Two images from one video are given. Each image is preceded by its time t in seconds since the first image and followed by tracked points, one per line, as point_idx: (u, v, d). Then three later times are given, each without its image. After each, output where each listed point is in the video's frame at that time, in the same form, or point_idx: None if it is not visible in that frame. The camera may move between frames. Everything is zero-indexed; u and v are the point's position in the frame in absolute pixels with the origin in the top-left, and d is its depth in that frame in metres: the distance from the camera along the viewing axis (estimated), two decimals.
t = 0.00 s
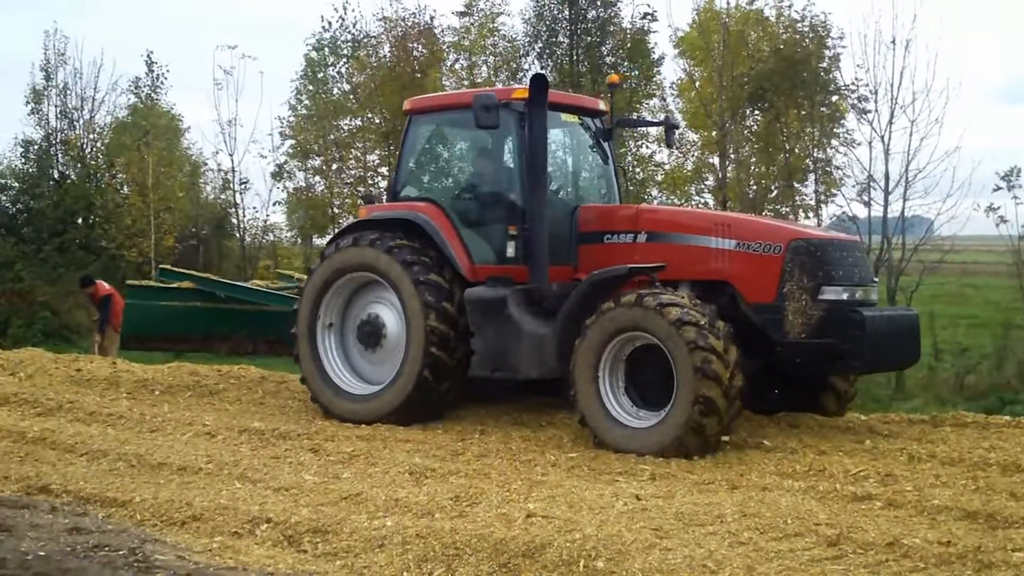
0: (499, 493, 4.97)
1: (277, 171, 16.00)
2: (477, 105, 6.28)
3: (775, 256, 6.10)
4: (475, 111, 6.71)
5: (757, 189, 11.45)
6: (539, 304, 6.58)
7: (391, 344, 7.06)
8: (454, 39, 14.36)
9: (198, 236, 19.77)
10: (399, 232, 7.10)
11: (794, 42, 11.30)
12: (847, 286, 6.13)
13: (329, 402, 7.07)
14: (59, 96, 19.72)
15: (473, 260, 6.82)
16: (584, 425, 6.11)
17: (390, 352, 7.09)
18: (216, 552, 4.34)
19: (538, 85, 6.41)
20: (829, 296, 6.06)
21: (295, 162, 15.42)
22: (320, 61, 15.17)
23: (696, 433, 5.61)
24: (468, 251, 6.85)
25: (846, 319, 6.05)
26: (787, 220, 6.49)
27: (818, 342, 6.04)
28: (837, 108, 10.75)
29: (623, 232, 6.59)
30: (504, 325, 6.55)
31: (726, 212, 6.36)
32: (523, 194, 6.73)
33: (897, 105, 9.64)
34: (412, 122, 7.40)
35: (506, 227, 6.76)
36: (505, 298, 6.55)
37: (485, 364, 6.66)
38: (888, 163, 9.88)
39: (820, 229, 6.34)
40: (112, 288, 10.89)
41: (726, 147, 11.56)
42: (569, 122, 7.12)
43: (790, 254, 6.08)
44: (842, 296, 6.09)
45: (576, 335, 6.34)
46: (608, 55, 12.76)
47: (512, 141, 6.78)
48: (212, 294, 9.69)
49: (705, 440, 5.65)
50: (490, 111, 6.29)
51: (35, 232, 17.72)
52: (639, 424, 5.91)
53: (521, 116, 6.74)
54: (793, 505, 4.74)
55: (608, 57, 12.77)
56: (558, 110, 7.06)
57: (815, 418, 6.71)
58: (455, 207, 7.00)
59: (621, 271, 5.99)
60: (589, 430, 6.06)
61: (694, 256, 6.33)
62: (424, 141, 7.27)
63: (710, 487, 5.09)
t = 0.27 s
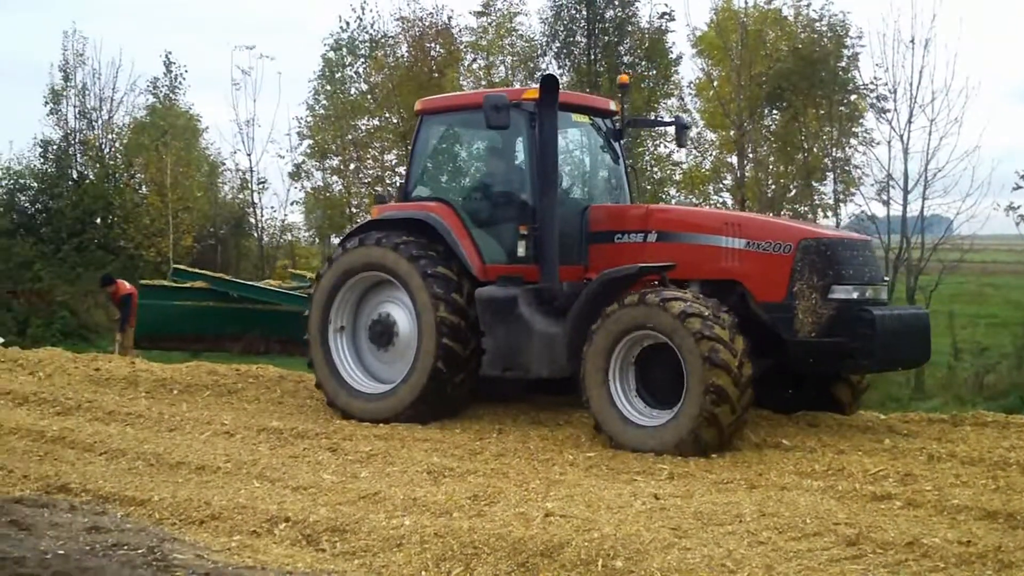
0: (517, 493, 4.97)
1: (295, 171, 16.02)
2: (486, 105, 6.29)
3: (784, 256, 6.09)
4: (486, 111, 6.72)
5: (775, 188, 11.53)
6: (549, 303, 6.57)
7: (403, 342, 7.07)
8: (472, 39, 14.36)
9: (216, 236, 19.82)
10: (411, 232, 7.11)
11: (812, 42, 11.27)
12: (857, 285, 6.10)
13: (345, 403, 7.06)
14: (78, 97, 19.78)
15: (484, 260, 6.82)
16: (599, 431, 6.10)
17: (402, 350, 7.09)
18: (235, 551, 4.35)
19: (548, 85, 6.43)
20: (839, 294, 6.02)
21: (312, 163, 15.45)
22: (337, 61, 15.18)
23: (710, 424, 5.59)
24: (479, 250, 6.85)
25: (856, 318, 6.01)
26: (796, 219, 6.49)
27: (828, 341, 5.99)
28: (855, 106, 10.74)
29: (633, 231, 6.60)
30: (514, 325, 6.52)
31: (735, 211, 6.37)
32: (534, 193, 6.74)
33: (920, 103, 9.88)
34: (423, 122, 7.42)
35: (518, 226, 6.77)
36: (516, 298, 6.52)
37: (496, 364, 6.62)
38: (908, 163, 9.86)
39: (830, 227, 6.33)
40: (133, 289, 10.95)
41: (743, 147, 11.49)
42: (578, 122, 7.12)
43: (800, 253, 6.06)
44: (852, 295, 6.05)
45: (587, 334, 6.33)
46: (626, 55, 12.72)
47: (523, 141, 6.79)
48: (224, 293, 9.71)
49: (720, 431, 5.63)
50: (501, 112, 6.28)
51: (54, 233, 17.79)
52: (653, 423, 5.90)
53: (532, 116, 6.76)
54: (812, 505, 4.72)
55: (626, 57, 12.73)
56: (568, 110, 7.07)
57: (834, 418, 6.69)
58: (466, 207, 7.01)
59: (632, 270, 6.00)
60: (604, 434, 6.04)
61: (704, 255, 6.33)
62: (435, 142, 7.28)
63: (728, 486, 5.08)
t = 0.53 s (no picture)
0: (539, 495, 4.96)
1: (318, 173, 16.04)
2: (499, 108, 6.30)
3: (794, 257, 6.11)
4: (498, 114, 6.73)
5: (798, 189, 11.51)
6: (561, 306, 6.56)
7: (417, 341, 7.07)
8: (494, 41, 14.36)
9: (240, 238, 19.86)
10: (422, 235, 7.13)
11: (836, 43, 11.22)
12: (866, 287, 6.13)
13: (363, 408, 7.04)
14: (101, 99, 19.83)
15: (495, 262, 6.83)
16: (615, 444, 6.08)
17: (416, 349, 7.08)
18: (258, 552, 4.36)
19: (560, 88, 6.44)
20: (849, 296, 6.06)
21: (335, 165, 15.48)
22: (359, 63, 15.18)
23: (725, 412, 5.59)
24: (490, 252, 6.87)
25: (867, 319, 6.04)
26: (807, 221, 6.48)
27: (838, 342, 6.03)
28: (879, 107, 10.72)
29: (645, 233, 6.60)
30: (527, 327, 6.52)
31: (746, 213, 6.36)
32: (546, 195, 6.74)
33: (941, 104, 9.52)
34: (435, 126, 7.43)
35: (529, 229, 6.78)
36: (528, 300, 6.52)
37: (508, 366, 6.62)
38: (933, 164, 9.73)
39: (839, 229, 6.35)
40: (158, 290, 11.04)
41: (766, 148, 11.61)
42: (590, 125, 7.14)
43: (810, 254, 6.09)
44: (861, 297, 6.08)
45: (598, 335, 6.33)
46: (648, 56, 12.68)
47: (535, 143, 6.79)
48: (240, 295, 8.81)
49: (736, 419, 5.63)
50: (512, 115, 6.31)
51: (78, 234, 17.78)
52: (670, 423, 5.89)
53: (543, 119, 6.76)
54: (835, 507, 4.71)
55: (648, 59, 12.69)
56: (580, 113, 7.09)
57: (858, 421, 6.66)
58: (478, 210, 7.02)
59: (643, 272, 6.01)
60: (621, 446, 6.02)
61: (715, 257, 6.33)
62: (446, 145, 7.29)
63: (750, 489, 5.06)
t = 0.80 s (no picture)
0: (551, 495, 4.96)
1: (328, 175, 16.06)
2: (501, 110, 6.30)
3: (797, 258, 6.10)
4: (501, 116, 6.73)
5: (810, 190, 11.45)
6: (565, 306, 6.56)
7: (423, 339, 7.07)
8: (504, 42, 14.36)
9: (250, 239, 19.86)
10: (427, 236, 7.14)
11: (846, 43, 11.21)
12: (869, 287, 6.11)
13: (374, 410, 7.00)
14: (112, 102, 19.86)
15: (500, 263, 6.83)
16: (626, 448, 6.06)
17: (422, 347, 7.08)
18: (269, 552, 4.36)
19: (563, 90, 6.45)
20: (852, 296, 6.04)
21: (345, 166, 15.49)
22: (370, 64, 15.18)
23: (731, 402, 5.59)
24: (495, 254, 6.87)
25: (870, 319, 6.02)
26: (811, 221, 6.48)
27: (841, 342, 6.02)
28: (890, 108, 10.66)
29: (648, 234, 6.61)
30: (530, 327, 6.53)
31: (749, 214, 6.37)
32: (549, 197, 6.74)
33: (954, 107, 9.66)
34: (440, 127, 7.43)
35: (532, 230, 6.78)
36: (531, 300, 6.53)
37: (512, 366, 6.64)
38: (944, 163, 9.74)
39: (844, 230, 6.33)
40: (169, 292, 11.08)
41: (777, 149, 11.62)
42: (593, 126, 7.14)
43: (813, 255, 6.07)
44: (864, 297, 6.06)
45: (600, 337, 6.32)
46: (659, 57, 12.68)
47: (538, 145, 6.79)
48: (247, 297, 8.78)
49: (743, 410, 5.63)
50: (516, 117, 6.31)
51: (89, 236, 17.68)
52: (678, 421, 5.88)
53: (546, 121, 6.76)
54: (848, 508, 4.70)
55: (659, 60, 12.69)
56: (582, 115, 7.08)
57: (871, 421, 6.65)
58: (482, 212, 7.03)
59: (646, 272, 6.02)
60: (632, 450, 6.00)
61: (718, 258, 6.33)
62: (450, 147, 7.30)
63: (762, 490, 5.06)
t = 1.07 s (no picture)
0: (567, 496, 4.95)
1: (345, 174, 16.06)
2: (507, 111, 6.30)
3: (801, 258, 6.09)
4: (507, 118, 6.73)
5: (828, 189, 11.37)
6: (571, 306, 6.60)
7: (429, 337, 7.07)
8: (521, 42, 14.34)
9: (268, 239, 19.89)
10: (433, 237, 7.13)
11: (865, 42, 11.16)
12: (874, 287, 6.09)
13: (385, 412, 6.99)
14: (130, 102, 19.90)
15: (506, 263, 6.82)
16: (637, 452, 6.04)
17: (428, 346, 7.08)
18: (286, 554, 4.36)
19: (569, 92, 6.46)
20: (855, 296, 6.03)
21: (362, 166, 15.51)
22: (387, 64, 15.17)
23: (737, 387, 5.61)
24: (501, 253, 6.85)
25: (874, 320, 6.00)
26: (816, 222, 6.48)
27: (845, 342, 6.00)
28: (909, 107, 10.61)
29: (654, 235, 6.63)
30: (536, 328, 6.55)
31: (755, 214, 6.39)
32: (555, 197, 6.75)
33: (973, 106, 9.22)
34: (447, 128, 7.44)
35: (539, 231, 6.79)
36: (537, 301, 6.55)
37: (518, 367, 6.67)
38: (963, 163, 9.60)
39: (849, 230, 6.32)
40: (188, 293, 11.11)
41: (796, 148, 11.60)
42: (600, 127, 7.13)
43: (817, 255, 6.07)
44: (869, 297, 6.04)
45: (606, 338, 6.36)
46: (676, 56, 12.64)
47: (544, 146, 6.80)
48: (257, 297, 8.72)
49: (750, 395, 5.64)
50: (522, 117, 6.31)
51: (107, 236, 17.82)
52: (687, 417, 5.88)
53: (552, 122, 6.77)
54: (865, 508, 4.68)
55: (677, 59, 12.65)
56: (588, 116, 7.08)
57: (889, 421, 6.62)
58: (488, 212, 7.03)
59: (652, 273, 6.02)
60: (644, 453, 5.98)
61: (724, 258, 6.36)
62: (456, 148, 7.31)
63: (780, 490, 5.04)
